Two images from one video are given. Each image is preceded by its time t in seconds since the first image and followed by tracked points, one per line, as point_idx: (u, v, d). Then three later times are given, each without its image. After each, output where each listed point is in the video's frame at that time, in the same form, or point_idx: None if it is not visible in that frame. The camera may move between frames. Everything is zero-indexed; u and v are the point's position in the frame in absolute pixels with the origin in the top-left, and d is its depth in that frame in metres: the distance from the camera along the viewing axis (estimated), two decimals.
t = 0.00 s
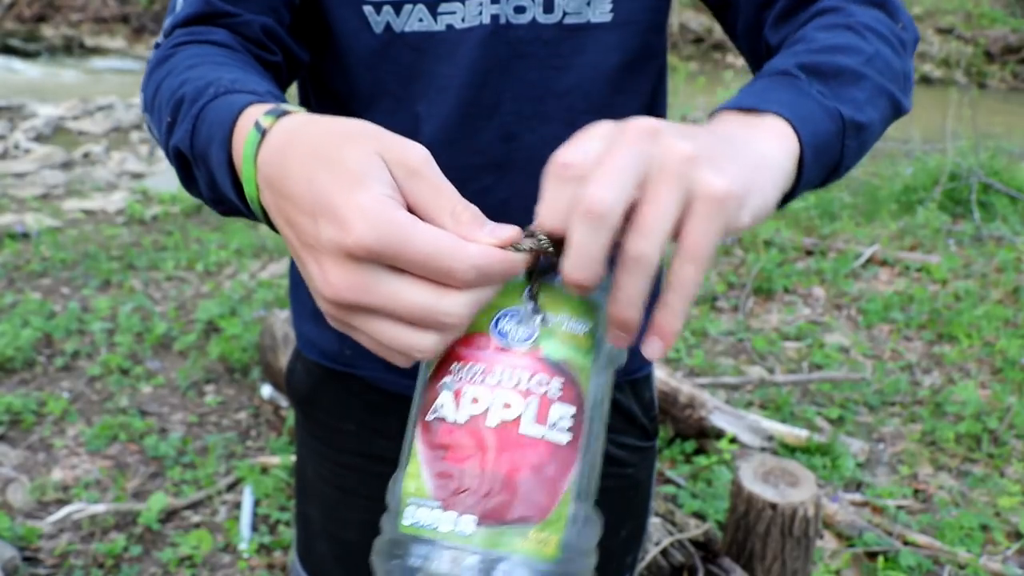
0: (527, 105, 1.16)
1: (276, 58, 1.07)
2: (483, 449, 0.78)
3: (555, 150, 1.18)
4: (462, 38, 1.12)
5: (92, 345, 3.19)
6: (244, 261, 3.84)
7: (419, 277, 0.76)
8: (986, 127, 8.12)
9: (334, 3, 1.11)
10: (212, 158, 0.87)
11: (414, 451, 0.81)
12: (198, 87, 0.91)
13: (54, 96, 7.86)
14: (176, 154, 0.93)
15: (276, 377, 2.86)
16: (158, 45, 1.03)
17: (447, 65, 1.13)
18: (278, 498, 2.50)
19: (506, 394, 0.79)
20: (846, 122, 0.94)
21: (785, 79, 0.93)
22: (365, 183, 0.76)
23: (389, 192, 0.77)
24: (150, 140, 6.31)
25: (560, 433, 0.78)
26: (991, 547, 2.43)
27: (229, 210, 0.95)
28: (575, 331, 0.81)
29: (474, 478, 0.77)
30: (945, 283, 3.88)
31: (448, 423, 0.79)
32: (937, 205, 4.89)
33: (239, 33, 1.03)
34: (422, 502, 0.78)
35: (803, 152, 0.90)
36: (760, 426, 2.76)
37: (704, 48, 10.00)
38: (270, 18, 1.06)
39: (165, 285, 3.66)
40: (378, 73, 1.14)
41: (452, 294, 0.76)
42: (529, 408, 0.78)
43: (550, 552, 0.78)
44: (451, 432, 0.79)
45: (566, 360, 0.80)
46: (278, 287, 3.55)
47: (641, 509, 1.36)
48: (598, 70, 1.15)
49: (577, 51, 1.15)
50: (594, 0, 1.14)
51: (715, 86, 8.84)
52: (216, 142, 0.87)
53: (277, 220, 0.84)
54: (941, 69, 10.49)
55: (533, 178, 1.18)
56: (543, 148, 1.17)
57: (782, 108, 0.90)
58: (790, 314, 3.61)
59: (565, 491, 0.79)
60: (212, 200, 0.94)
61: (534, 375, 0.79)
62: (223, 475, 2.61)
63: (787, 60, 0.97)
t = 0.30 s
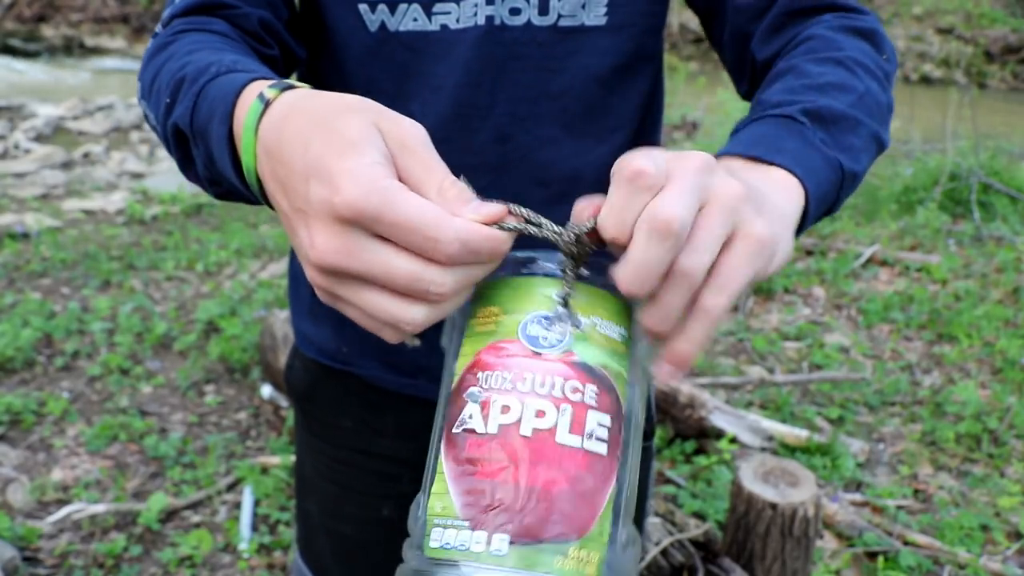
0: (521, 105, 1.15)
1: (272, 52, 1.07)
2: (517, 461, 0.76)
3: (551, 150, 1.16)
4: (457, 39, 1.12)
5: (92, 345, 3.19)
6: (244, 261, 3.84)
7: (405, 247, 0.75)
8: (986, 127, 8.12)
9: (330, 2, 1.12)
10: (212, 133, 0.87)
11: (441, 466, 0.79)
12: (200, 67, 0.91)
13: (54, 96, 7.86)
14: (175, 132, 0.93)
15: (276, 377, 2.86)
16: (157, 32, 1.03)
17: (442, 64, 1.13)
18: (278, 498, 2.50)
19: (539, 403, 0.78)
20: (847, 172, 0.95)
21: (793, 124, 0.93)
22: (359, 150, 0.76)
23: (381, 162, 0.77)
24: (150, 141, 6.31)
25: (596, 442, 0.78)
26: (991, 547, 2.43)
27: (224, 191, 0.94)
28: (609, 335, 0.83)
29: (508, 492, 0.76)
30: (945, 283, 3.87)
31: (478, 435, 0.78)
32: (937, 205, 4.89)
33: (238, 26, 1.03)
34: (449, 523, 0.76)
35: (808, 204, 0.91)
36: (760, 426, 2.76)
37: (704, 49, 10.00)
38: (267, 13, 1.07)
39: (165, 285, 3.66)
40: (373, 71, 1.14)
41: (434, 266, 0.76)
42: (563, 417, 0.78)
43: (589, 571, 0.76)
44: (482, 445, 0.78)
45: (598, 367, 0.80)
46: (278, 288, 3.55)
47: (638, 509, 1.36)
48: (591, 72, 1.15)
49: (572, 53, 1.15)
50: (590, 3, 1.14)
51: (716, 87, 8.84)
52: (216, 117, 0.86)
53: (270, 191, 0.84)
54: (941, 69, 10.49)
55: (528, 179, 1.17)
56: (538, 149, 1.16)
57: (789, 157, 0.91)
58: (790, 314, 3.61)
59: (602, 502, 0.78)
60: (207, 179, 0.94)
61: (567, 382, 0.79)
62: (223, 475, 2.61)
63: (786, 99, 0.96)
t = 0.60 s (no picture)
0: (516, 106, 1.15)
1: (275, 59, 1.08)
2: (503, 436, 0.81)
3: (548, 151, 1.17)
4: (453, 40, 1.11)
5: (92, 345, 3.19)
6: (244, 261, 3.84)
7: (401, 265, 0.75)
8: (986, 128, 8.12)
9: (329, 4, 1.11)
10: (215, 154, 0.87)
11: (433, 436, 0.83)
12: (204, 87, 0.92)
13: (54, 96, 7.86)
14: (181, 151, 0.93)
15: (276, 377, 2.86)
16: (160, 46, 1.04)
17: (437, 65, 1.13)
18: (278, 498, 2.50)
19: (518, 380, 0.81)
20: (793, 188, 1.02)
21: (787, 120, 0.98)
22: (353, 172, 0.77)
23: (375, 181, 0.77)
24: (150, 140, 6.31)
25: (572, 408, 0.83)
26: (991, 547, 2.43)
27: (231, 208, 0.94)
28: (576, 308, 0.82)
29: (499, 464, 0.82)
30: (945, 283, 3.87)
31: (464, 412, 0.81)
32: (937, 205, 4.89)
33: (241, 33, 1.04)
34: (451, 489, 0.83)
35: (760, 193, 0.97)
36: (760, 426, 2.76)
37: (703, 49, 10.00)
38: (270, 19, 1.06)
39: (165, 285, 3.66)
40: (371, 73, 1.13)
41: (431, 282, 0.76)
42: (541, 391, 0.82)
43: (572, 513, 0.86)
44: (469, 422, 0.81)
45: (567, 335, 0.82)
46: (278, 288, 3.55)
47: (636, 509, 1.35)
48: (584, 73, 1.15)
49: (566, 54, 1.14)
50: (583, 4, 1.13)
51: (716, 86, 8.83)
52: (221, 139, 0.87)
53: (275, 214, 0.85)
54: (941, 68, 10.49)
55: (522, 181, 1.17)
56: (533, 149, 1.16)
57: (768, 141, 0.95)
58: (790, 314, 3.61)
59: (581, 459, 0.84)
60: (214, 197, 0.93)
61: (540, 356, 0.81)
62: (223, 475, 2.61)
63: (791, 98, 1.01)
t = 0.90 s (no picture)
0: (511, 106, 1.15)
1: (275, 68, 1.08)
2: (533, 362, 0.87)
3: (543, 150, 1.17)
4: (450, 41, 1.11)
5: (92, 345, 3.19)
6: (244, 261, 3.85)
7: (406, 229, 0.74)
8: (986, 128, 8.12)
9: (327, 7, 1.11)
10: (220, 159, 0.88)
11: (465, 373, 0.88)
12: (207, 95, 0.92)
13: (54, 96, 7.86)
14: (187, 159, 0.94)
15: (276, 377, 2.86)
16: (163, 60, 1.05)
17: (434, 66, 1.13)
18: (277, 498, 2.50)
19: (538, 312, 0.85)
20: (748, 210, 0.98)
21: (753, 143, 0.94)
22: (349, 147, 0.76)
23: (372, 151, 0.76)
24: (150, 140, 6.32)
25: (585, 322, 0.89)
26: (991, 547, 2.43)
27: (238, 213, 0.94)
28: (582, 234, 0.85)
29: (535, 387, 0.88)
30: (945, 283, 3.88)
31: (492, 349, 0.86)
32: (937, 205, 4.89)
33: (241, 45, 1.04)
34: (492, 418, 0.89)
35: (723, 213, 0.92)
36: (760, 426, 2.75)
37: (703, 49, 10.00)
38: (270, 30, 1.07)
39: (165, 285, 3.66)
40: (370, 76, 1.14)
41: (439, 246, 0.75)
42: (559, 316, 0.86)
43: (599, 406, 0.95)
44: (499, 357, 0.86)
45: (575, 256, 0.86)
46: (278, 288, 3.56)
47: (637, 507, 1.34)
48: (577, 73, 1.14)
49: (560, 53, 1.14)
50: (576, 3, 1.12)
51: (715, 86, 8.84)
52: (226, 144, 0.87)
53: (282, 207, 0.84)
54: (941, 69, 10.53)
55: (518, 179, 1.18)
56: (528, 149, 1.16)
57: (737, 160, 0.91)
58: (790, 314, 3.61)
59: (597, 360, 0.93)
60: (221, 203, 0.93)
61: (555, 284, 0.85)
62: (223, 475, 2.61)
63: (758, 120, 0.97)
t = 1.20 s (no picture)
0: (510, 105, 1.15)
1: (271, 75, 1.09)
2: (467, 431, 0.81)
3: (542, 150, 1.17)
4: (448, 42, 1.11)
5: (92, 345, 3.19)
6: (244, 261, 3.85)
7: (372, 235, 0.75)
8: (986, 128, 8.12)
9: (323, 10, 1.10)
10: (217, 167, 0.88)
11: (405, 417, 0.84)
12: (203, 104, 0.93)
13: (54, 96, 7.86)
14: (184, 167, 0.94)
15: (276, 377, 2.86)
16: (160, 71, 1.05)
17: (432, 67, 1.12)
18: (278, 498, 2.50)
19: (488, 379, 0.80)
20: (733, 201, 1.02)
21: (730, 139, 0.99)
22: (326, 151, 0.77)
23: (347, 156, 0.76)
24: (150, 141, 6.31)
25: (539, 414, 0.81)
26: (991, 547, 2.43)
27: (234, 220, 0.94)
28: (548, 312, 0.80)
29: (458, 454, 0.82)
30: (945, 283, 3.88)
31: (435, 403, 0.81)
32: (937, 204, 4.89)
33: (237, 55, 1.05)
34: (414, 473, 0.84)
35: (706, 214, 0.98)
36: (760, 426, 2.75)
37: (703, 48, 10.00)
38: (265, 39, 1.07)
39: (165, 285, 3.66)
40: (370, 78, 1.14)
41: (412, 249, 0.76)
42: (509, 394, 0.80)
43: (527, 519, 0.85)
44: (438, 412, 0.81)
45: (541, 344, 0.80)
46: (278, 288, 3.56)
47: (639, 506, 1.35)
48: (576, 70, 1.14)
49: (557, 51, 1.13)
50: (574, 1, 1.12)
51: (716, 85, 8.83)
52: (221, 152, 0.87)
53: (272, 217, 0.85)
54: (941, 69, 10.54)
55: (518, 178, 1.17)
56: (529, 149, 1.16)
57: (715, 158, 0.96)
58: (790, 314, 3.61)
59: (540, 466, 0.83)
60: (217, 210, 0.93)
61: (511, 359, 0.80)
62: (223, 475, 2.61)
63: (735, 116, 1.02)
